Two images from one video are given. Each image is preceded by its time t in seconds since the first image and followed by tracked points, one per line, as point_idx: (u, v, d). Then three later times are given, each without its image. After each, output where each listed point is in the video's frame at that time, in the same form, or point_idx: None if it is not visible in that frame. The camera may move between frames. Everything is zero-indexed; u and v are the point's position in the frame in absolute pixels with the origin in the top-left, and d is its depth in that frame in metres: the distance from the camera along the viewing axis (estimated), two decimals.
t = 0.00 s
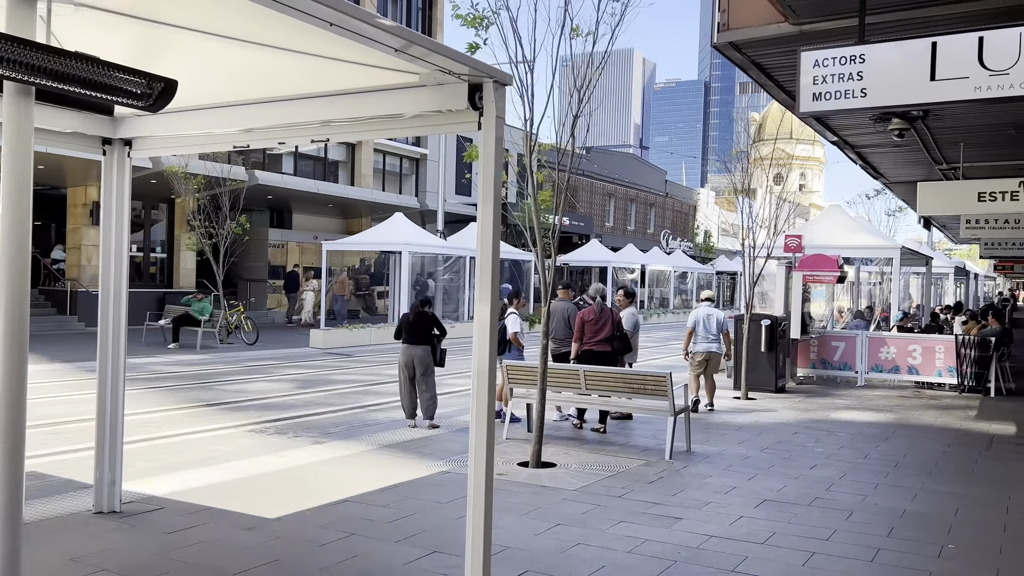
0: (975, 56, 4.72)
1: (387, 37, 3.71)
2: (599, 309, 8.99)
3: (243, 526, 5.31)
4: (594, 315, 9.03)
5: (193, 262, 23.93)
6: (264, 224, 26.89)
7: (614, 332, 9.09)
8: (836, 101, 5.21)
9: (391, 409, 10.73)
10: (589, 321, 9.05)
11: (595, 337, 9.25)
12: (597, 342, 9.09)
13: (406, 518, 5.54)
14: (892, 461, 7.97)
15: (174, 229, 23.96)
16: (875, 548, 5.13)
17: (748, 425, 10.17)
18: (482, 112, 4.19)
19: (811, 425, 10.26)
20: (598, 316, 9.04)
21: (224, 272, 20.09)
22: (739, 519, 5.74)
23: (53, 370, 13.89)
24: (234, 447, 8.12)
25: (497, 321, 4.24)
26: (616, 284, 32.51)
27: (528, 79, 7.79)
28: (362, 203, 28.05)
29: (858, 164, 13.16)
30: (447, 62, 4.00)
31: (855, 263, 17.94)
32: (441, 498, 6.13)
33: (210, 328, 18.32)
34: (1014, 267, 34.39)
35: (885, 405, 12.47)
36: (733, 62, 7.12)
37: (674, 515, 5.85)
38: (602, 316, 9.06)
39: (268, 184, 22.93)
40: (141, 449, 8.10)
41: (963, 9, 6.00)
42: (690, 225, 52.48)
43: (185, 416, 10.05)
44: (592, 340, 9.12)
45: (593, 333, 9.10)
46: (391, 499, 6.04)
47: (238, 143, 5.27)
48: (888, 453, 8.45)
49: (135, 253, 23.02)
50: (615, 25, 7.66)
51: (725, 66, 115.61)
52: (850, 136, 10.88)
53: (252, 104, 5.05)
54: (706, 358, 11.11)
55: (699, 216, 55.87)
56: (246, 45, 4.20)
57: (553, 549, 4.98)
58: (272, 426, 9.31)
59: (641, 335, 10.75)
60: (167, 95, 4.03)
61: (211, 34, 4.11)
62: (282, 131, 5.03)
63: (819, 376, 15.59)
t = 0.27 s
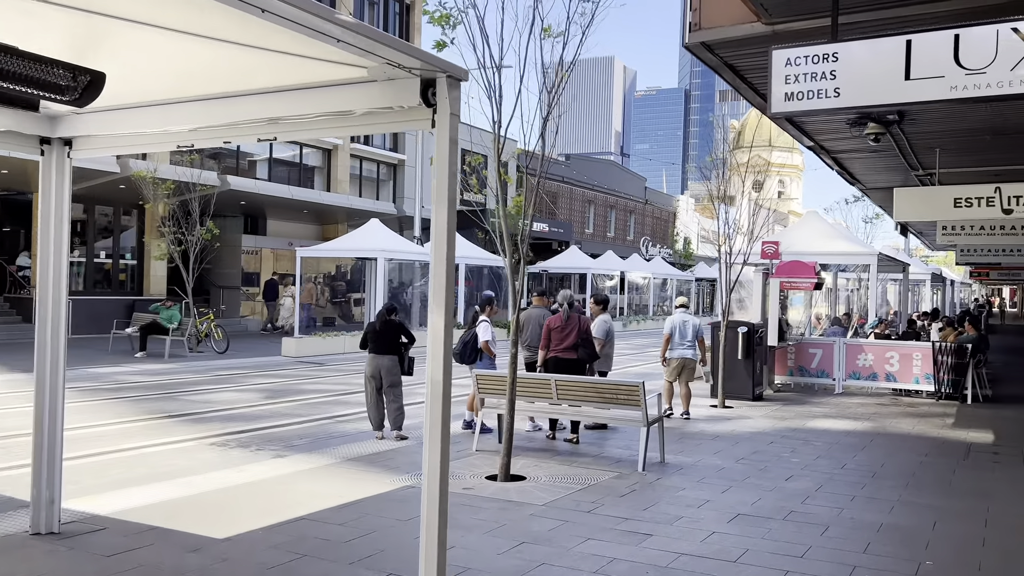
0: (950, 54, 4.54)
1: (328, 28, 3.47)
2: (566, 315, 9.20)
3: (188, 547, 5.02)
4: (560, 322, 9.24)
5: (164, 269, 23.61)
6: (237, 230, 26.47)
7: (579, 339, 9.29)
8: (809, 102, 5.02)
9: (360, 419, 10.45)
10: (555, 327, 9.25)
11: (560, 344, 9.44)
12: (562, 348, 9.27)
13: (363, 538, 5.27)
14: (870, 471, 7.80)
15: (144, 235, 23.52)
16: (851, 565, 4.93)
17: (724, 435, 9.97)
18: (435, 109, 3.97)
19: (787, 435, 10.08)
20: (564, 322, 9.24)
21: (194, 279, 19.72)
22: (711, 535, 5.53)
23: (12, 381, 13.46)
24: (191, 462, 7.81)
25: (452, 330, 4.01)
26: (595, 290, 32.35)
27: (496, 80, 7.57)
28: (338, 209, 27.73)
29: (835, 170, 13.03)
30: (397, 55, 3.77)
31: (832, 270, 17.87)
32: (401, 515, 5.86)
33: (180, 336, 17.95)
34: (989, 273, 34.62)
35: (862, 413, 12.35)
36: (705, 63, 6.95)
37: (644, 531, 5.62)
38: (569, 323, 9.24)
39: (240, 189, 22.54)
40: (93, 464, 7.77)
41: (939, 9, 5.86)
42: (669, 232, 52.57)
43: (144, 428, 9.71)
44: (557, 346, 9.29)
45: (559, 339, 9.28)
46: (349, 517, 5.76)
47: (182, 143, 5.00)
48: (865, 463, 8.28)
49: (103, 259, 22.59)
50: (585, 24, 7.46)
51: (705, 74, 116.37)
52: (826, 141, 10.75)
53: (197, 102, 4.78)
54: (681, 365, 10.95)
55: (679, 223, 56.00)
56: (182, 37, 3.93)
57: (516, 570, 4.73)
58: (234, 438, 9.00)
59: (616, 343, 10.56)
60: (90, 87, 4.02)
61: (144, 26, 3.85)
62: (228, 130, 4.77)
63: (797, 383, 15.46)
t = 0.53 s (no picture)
0: (930, 51, 4.38)
1: (271, 17, 3.21)
2: (533, 323, 9.18)
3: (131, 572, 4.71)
4: (527, 329, 9.21)
5: (133, 277, 23.14)
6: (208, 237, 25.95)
7: (546, 348, 9.23)
8: (784, 101, 4.84)
9: (328, 431, 10.14)
10: (523, 335, 9.23)
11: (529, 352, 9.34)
12: (529, 356, 9.23)
13: (320, 559, 4.98)
14: (848, 482, 7.63)
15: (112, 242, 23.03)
16: None
17: (701, 444, 9.78)
18: (390, 104, 3.74)
19: (765, 443, 9.91)
20: (531, 330, 9.21)
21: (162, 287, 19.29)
22: (686, 552, 5.30)
23: None
24: (147, 477, 7.47)
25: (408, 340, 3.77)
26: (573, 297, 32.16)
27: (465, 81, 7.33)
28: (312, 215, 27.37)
29: (810, 175, 12.90)
30: (346, 48, 3.52)
31: (809, 275, 17.81)
32: (363, 534, 5.58)
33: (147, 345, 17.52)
34: (963, 278, 34.88)
35: (840, 420, 12.23)
36: (678, 63, 6.77)
37: (616, 548, 5.38)
38: (536, 331, 9.22)
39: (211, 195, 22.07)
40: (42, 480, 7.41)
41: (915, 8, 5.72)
42: (647, 239, 52.62)
43: (101, 442, 9.34)
44: (525, 354, 9.25)
45: (526, 347, 9.25)
46: (307, 536, 5.47)
47: (124, 142, 4.72)
48: (843, 473, 8.11)
49: (69, 267, 21.96)
50: (555, 24, 7.26)
51: (682, 81, 117.07)
52: (803, 146, 10.62)
53: (138, 99, 4.51)
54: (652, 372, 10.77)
55: (657, 229, 56.08)
56: (114, 28, 3.65)
57: None
58: (195, 452, 8.66)
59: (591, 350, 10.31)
60: (18, 79, 3.98)
61: (72, 15, 3.56)
62: (172, 129, 4.51)
63: (775, 389, 15.35)
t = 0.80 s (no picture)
0: (910, 49, 4.21)
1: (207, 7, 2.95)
2: (501, 331, 8.99)
3: None
4: (495, 338, 9.02)
5: (99, 285, 22.39)
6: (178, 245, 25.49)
7: (513, 358, 9.03)
8: (759, 101, 4.65)
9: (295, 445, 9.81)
10: (490, 345, 9.05)
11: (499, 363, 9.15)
12: (496, 366, 9.03)
13: None
14: (828, 493, 7.45)
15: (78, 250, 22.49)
16: None
17: (678, 454, 9.57)
18: (341, 101, 3.50)
19: (743, 452, 9.73)
20: (499, 340, 9.02)
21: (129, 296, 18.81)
22: (662, 573, 5.07)
23: None
24: (100, 497, 7.12)
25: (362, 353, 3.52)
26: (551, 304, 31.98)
27: (432, 83, 7.10)
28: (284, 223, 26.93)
29: (786, 180, 12.78)
30: (293, 41, 3.27)
31: (785, 281, 17.72)
32: (323, 557, 5.29)
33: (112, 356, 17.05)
34: (937, 283, 35.17)
35: (818, 427, 12.09)
36: (650, 64, 6.58)
37: (589, 569, 5.14)
38: (504, 340, 9.02)
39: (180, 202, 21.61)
40: None
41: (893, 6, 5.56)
42: (624, 245, 52.63)
43: (55, 458, 8.95)
44: (492, 364, 9.05)
45: (493, 357, 9.06)
46: (263, 561, 5.17)
47: (61, 144, 4.45)
48: (822, 484, 7.93)
49: (33, 276, 21.45)
50: (525, 24, 7.01)
51: (659, 88, 117.68)
52: (778, 150, 10.50)
53: (73, 98, 4.22)
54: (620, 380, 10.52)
55: (634, 235, 56.11)
56: (39, 20, 3.36)
57: None
58: (154, 469, 8.31)
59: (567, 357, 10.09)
60: None
61: None
62: (109, 130, 4.24)
63: (752, 397, 15.23)
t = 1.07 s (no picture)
0: (888, 38, 4.06)
1: None
2: (467, 338, 8.75)
3: None
4: (461, 345, 8.78)
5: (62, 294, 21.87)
6: (145, 253, 24.98)
7: (480, 365, 8.79)
8: (732, 93, 4.46)
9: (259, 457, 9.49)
10: (457, 351, 8.81)
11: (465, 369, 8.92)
12: (463, 373, 8.79)
13: None
14: (805, 501, 7.29)
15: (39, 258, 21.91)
16: None
17: (653, 461, 9.37)
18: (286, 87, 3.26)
19: (719, 459, 9.55)
20: (466, 346, 8.78)
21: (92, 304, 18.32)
22: None
23: None
24: (49, 514, 6.77)
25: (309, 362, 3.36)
26: (526, 310, 31.77)
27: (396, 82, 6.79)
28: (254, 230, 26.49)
29: (759, 183, 12.70)
30: (232, 20, 3.02)
31: (759, 285, 17.69)
32: None
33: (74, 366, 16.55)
34: (909, 287, 35.47)
35: (793, 432, 11.98)
36: (621, 60, 6.40)
37: None
38: (470, 346, 8.78)
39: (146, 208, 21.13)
40: None
41: None
42: (599, 250, 52.65)
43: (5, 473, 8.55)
44: (459, 371, 8.82)
45: (461, 364, 8.83)
46: None
47: None
48: (799, 491, 7.77)
49: None
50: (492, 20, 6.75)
51: (633, 95, 118.29)
52: (752, 153, 10.39)
53: None
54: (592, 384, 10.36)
55: (609, 241, 56.17)
56: None
57: None
58: (108, 484, 7.95)
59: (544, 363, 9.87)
60: None
61: None
62: (41, 120, 4.01)
63: (728, 402, 15.09)
